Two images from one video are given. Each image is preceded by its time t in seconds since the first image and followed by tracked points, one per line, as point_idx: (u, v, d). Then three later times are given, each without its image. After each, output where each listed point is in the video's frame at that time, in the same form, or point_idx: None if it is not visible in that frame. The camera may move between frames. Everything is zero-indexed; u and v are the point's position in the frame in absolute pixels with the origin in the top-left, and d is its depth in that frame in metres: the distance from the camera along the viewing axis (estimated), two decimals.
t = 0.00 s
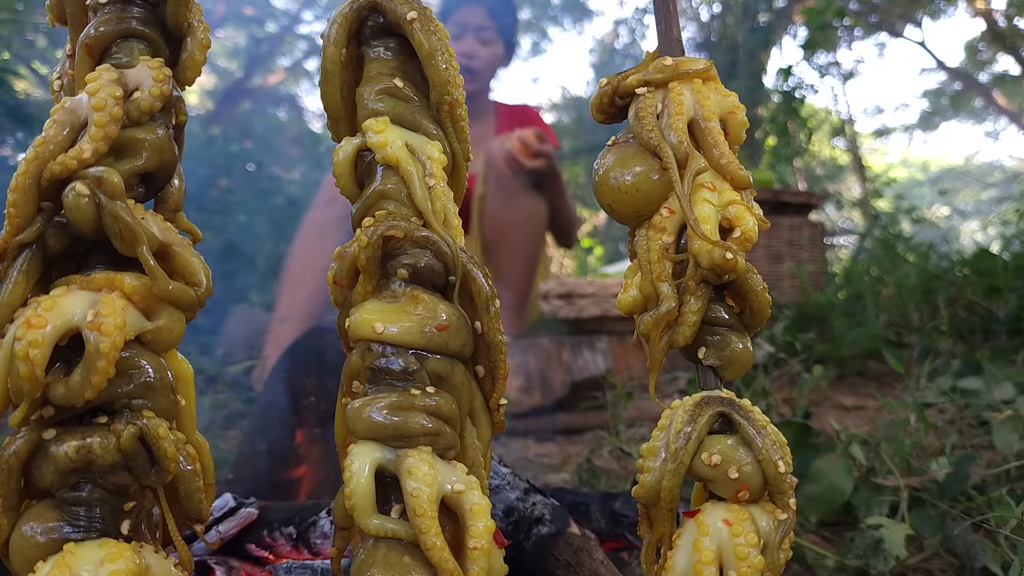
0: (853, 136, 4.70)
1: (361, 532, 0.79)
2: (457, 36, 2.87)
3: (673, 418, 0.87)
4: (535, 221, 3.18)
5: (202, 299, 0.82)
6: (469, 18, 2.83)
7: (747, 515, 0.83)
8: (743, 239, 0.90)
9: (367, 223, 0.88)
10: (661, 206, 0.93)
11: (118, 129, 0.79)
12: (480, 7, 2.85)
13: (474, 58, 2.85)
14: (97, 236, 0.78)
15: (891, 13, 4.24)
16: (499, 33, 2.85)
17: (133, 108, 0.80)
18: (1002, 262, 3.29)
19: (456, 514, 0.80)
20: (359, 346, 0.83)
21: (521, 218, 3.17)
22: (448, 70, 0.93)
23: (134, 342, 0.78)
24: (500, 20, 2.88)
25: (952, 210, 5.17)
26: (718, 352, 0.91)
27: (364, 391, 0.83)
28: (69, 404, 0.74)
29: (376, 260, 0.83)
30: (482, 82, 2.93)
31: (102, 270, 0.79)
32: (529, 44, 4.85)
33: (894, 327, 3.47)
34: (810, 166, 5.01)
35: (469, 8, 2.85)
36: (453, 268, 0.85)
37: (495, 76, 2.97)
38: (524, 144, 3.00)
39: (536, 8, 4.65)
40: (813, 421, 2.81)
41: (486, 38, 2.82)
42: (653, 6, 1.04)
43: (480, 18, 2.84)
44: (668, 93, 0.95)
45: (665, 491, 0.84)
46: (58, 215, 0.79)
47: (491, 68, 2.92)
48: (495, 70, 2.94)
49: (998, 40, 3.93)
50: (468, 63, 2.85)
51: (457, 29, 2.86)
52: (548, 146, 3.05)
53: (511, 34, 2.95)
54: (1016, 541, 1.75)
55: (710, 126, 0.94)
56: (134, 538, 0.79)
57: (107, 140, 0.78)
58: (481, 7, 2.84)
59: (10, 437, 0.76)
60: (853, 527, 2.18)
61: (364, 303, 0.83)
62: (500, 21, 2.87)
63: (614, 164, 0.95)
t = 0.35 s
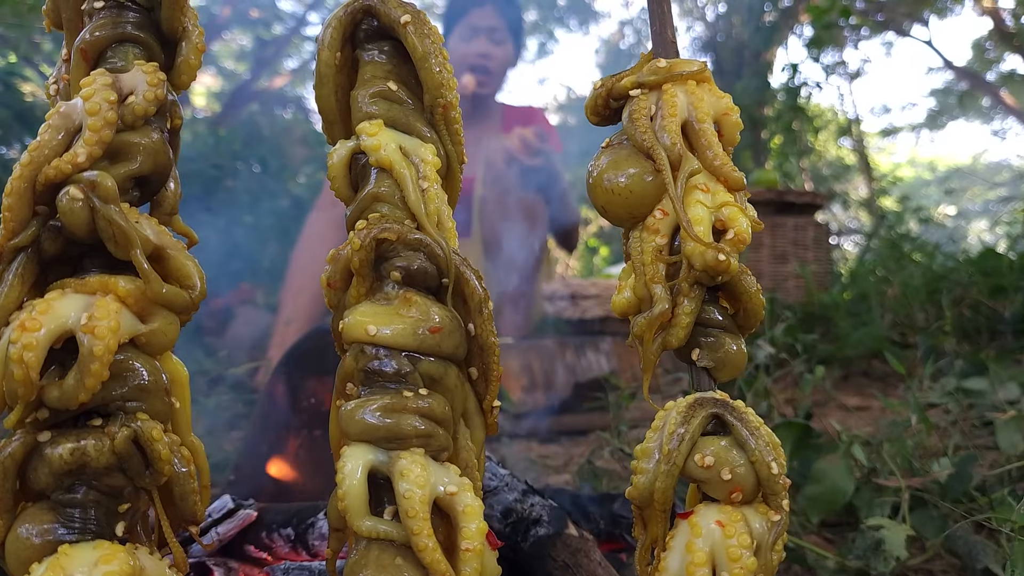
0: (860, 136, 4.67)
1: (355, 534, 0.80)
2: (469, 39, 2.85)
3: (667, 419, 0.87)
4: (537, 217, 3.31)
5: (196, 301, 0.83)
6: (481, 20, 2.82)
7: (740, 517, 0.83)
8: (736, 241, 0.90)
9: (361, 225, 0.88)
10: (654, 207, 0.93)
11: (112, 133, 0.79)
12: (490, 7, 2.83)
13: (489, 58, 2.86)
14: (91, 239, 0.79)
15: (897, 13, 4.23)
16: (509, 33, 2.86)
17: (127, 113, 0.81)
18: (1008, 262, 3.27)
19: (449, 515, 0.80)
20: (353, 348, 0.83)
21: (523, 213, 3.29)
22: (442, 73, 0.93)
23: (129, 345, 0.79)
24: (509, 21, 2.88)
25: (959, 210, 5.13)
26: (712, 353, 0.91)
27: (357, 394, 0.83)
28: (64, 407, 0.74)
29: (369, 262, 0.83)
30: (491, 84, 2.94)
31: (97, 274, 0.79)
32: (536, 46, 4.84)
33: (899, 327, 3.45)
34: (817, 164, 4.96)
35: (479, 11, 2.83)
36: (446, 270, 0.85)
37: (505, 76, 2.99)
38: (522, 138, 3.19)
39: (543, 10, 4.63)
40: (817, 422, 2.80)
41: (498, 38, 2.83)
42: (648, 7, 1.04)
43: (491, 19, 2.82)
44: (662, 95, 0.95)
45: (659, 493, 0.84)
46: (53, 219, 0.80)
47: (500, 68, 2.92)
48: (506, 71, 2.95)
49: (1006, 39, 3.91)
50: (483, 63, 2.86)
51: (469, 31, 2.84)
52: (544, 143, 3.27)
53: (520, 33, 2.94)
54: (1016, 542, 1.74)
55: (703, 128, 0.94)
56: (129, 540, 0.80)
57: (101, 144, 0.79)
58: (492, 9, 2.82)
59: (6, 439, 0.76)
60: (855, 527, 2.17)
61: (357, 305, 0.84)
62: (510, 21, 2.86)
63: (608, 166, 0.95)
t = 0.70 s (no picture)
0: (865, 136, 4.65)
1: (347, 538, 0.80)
2: (479, 41, 2.86)
3: (659, 423, 0.88)
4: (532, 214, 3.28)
5: (190, 307, 0.83)
6: (492, 23, 2.83)
7: (731, 520, 0.84)
8: (728, 245, 0.90)
9: (354, 230, 0.89)
10: (646, 212, 0.93)
11: (107, 140, 0.80)
12: (502, 11, 2.85)
13: (496, 59, 2.89)
14: (86, 246, 0.80)
15: (902, 13, 4.22)
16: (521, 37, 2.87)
17: (122, 120, 0.82)
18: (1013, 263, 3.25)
19: (441, 519, 0.80)
20: (346, 353, 0.84)
21: (518, 210, 3.26)
22: (435, 79, 0.93)
23: (123, 351, 0.79)
24: (522, 24, 2.88)
25: (965, 210, 5.09)
26: (705, 357, 0.91)
27: (350, 398, 0.83)
28: (59, 412, 0.75)
29: (361, 268, 0.83)
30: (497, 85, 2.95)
31: (92, 280, 0.80)
32: (541, 48, 4.85)
33: (903, 329, 3.43)
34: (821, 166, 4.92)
35: (491, 13, 2.83)
36: (438, 275, 0.86)
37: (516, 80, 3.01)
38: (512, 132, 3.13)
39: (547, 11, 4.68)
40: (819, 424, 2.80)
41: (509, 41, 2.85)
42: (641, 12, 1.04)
43: (504, 23, 2.84)
44: (655, 100, 0.96)
45: (651, 497, 0.84)
46: (48, 226, 0.80)
47: (508, 71, 2.93)
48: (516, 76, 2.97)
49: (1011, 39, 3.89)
50: (490, 64, 2.89)
51: (479, 33, 2.85)
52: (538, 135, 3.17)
53: (533, 38, 2.95)
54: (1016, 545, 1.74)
55: (696, 133, 0.94)
56: (123, 544, 0.80)
57: (95, 151, 0.79)
58: (504, 12, 2.83)
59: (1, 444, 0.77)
60: (855, 529, 2.17)
61: (350, 311, 0.84)
62: (523, 25, 2.88)
63: (601, 170, 0.95)
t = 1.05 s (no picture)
0: (868, 137, 4.64)
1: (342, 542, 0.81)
2: (484, 44, 2.86)
3: (653, 427, 0.88)
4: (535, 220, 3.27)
5: (186, 313, 0.84)
6: (496, 27, 2.84)
7: (725, 524, 0.84)
8: (722, 251, 0.91)
9: (349, 236, 0.89)
10: (640, 217, 0.93)
11: (103, 149, 0.81)
12: (507, 14, 2.87)
13: (503, 64, 2.89)
14: (83, 253, 0.80)
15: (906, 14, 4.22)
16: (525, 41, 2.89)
17: (119, 128, 0.82)
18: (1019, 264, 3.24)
19: (436, 524, 0.81)
20: (341, 359, 0.84)
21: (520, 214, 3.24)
22: (430, 86, 0.94)
23: (119, 357, 0.80)
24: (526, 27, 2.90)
25: (970, 211, 5.04)
26: (699, 362, 0.91)
27: (345, 404, 0.84)
28: (56, 418, 0.76)
29: (356, 274, 0.84)
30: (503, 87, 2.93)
31: (89, 287, 0.81)
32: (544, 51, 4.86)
33: (905, 331, 3.41)
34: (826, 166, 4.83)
35: (495, 16, 2.86)
36: (433, 281, 0.86)
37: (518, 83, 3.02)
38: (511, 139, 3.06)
39: (551, 14, 4.70)
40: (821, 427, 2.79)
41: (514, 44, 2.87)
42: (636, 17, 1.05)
43: (509, 26, 2.86)
44: (649, 106, 0.96)
45: (645, 502, 0.84)
46: (45, 234, 0.81)
47: (513, 76, 2.95)
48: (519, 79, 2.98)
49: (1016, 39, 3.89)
50: (496, 69, 2.88)
51: (484, 36, 2.85)
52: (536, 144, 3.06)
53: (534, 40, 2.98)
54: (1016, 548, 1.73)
55: (690, 138, 0.95)
56: (120, 549, 0.81)
57: (92, 159, 0.80)
58: (508, 15, 2.86)
59: None
60: (855, 532, 2.16)
61: (346, 317, 0.85)
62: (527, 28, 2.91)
63: (595, 176, 0.96)
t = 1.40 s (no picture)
0: (873, 137, 4.61)
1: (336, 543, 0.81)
2: (476, 47, 2.90)
3: (646, 429, 0.88)
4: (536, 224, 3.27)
5: (181, 316, 0.85)
6: (488, 29, 2.86)
7: (717, 525, 0.84)
8: (714, 252, 0.91)
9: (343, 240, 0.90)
10: (633, 219, 0.94)
11: (98, 153, 0.82)
12: (499, 15, 2.89)
13: (496, 67, 2.93)
14: (78, 257, 0.81)
15: (910, 14, 4.20)
16: (519, 42, 2.92)
17: (114, 133, 0.83)
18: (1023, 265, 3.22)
19: (428, 525, 0.81)
20: (335, 361, 0.85)
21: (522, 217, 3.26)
22: (423, 90, 0.95)
23: (114, 360, 0.80)
24: (517, 27, 2.91)
25: (975, 211, 5.01)
26: (691, 363, 0.92)
27: (339, 406, 0.84)
28: (51, 420, 0.76)
29: (349, 277, 0.85)
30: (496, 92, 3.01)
31: (84, 291, 0.82)
32: (548, 53, 4.87)
33: (908, 332, 3.38)
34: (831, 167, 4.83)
35: (487, 19, 2.87)
36: (425, 284, 0.87)
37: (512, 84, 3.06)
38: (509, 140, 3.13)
39: (554, 15, 4.68)
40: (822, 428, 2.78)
41: (506, 47, 2.90)
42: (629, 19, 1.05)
43: (501, 29, 2.87)
44: (641, 108, 0.96)
45: (637, 502, 0.85)
46: (40, 238, 0.82)
47: (507, 77, 2.99)
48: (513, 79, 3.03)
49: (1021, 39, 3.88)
50: (489, 73, 2.95)
51: (476, 39, 2.89)
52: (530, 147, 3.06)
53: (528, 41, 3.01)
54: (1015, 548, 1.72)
55: (682, 140, 0.95)
56: (116, 551, 0.81)
57: (86, 163, 0.81)
58: (499, 16, 2.87)
59: None
60: (855, 533, 2.15)
61: (339, 319, 0.85)
62: (520, 29, 2.92)
63: (588, 178, 0.96)
